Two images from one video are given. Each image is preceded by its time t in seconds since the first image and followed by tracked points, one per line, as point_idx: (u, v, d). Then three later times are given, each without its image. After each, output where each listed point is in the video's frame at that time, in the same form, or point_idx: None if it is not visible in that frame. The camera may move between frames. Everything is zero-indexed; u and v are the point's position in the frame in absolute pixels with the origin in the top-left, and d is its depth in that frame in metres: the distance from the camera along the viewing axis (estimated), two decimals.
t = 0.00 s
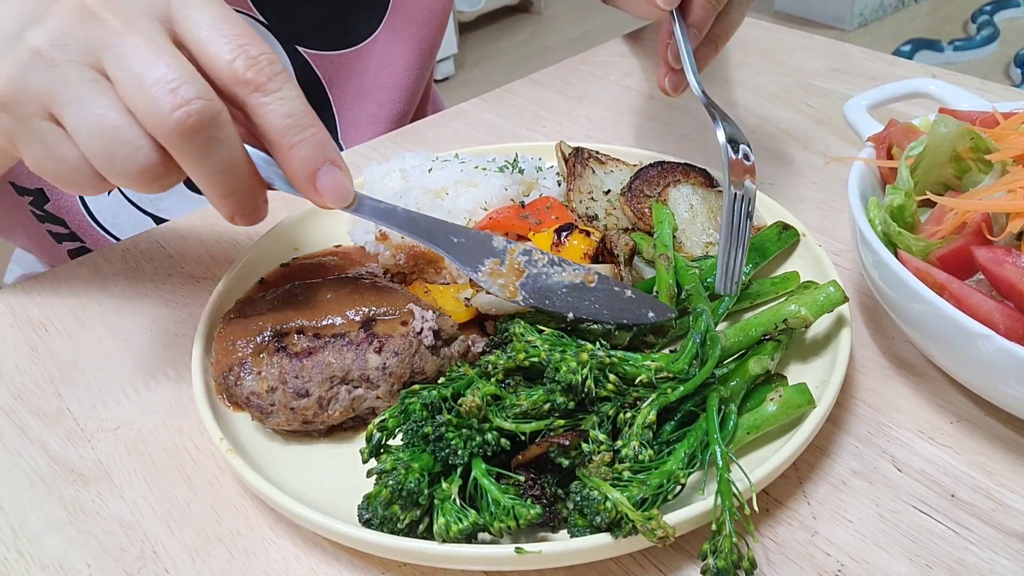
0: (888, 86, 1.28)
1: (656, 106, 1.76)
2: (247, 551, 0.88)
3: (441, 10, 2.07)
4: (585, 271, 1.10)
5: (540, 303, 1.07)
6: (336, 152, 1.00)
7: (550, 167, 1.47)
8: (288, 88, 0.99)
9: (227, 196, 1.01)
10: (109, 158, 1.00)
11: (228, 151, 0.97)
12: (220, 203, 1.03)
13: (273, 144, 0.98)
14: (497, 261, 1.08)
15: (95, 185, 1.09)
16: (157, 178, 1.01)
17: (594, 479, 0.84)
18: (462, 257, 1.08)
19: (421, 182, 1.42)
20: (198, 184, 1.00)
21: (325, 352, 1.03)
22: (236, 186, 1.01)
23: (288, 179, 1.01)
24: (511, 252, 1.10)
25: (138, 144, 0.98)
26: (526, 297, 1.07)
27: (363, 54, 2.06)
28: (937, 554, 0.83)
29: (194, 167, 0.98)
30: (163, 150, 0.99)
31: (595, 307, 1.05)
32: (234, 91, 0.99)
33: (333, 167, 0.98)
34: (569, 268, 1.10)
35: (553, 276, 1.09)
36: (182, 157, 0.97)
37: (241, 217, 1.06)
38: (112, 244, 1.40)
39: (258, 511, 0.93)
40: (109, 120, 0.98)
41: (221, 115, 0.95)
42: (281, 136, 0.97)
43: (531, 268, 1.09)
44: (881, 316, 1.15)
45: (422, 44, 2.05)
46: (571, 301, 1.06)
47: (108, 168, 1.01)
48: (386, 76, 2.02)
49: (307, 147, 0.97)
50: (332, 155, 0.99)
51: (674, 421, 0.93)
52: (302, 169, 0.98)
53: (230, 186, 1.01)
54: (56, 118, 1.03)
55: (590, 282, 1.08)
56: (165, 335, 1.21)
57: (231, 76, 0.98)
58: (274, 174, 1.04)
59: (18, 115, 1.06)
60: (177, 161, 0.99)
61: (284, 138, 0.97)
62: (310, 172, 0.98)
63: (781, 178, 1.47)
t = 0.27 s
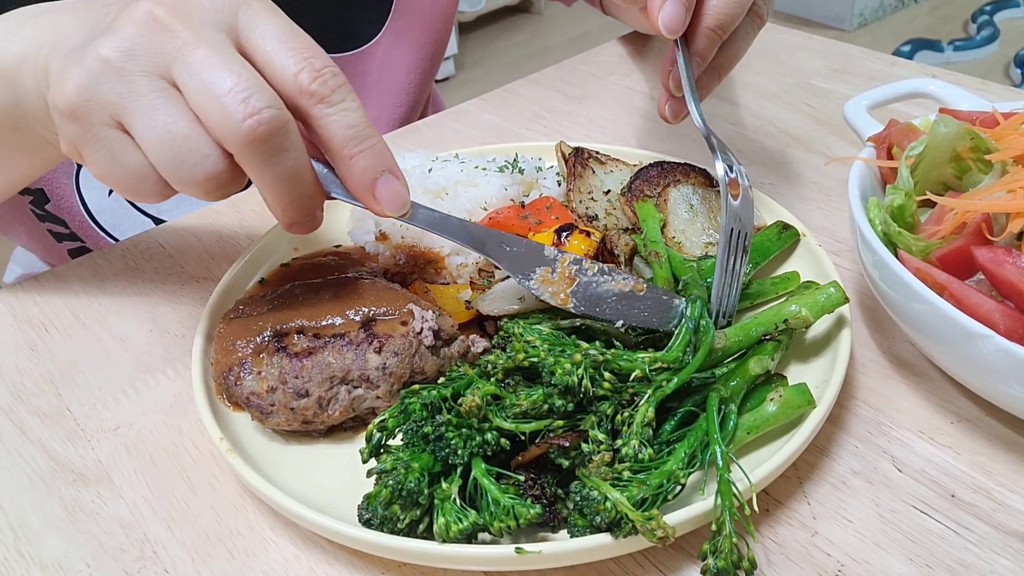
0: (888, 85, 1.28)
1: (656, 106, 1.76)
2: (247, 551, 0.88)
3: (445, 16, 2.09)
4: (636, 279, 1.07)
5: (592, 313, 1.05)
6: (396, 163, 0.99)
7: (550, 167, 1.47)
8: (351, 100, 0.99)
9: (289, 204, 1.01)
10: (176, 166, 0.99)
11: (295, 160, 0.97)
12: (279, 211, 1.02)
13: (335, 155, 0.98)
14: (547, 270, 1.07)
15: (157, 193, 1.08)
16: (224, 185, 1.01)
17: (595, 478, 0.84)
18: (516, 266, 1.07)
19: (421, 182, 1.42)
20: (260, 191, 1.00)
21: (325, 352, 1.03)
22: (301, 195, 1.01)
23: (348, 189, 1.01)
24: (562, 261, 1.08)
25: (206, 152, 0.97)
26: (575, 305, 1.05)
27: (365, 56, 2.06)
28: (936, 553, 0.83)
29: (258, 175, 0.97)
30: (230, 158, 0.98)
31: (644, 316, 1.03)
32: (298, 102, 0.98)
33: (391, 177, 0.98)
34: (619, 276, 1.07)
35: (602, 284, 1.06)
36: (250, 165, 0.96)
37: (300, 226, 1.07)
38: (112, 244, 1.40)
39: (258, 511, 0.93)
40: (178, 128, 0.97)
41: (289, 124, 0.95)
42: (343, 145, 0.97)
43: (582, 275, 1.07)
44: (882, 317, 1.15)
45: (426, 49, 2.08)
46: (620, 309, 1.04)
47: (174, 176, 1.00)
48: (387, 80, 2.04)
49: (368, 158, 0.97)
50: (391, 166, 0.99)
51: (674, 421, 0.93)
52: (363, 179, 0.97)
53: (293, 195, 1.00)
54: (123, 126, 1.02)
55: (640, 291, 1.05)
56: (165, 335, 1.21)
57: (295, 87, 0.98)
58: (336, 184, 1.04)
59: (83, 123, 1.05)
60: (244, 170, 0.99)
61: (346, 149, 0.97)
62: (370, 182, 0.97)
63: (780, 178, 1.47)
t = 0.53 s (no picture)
0: (888, 85, 1.28)
1: (656, 106, 1.76)
2: (247, 551, 0.88)
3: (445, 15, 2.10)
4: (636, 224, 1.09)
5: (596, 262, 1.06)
6: (388, 122, 1.00)
7: (550, 167, 1.47)
8: (339, 61, 1.01)
9: (283, 166, 1.02)
10: (170, 135, 0.99)
11: (285, 120, 0.98)
12: (277, 176, 1.03)
13: (326, 114, 0.99)
14: (547, 221, 1.07)
15: (157, 165, 1.08)
16: (217, 151, 1.01)
17: (595, 479, 0.83)
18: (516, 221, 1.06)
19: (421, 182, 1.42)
20: (254, 154, 1.00)
21: (325, 352, 1.03)
22: (295, 156, 1.01)
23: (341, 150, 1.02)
24: (562, 211, 1.08)
25: (198, 117, 0.98)
26: (578, 256, 1.06)
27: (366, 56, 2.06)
28: (937, 554, 0.83)
29: (250, 139, 0.98)
30: (223, 123, 0.99)
31: (645, 263, 1.07)
32: (287, 65, 1.01)
33: (385, 135, 0.98)
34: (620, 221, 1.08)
35: (603, 233, 1.07)
36: (240, 127, 0.97)
37: (298, 191, 1.07)
38: (113, 244, 1.40)
39: (258, 511, 0.93)
40: (169, 95, 0.98)
41: (278, 85, 0.96)
42: (334, 106, 0.98)
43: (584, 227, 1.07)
44: (882, 317, 1.15)
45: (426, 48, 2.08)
46: (623, 257, 1.06)
47: (169, 146, 1.01)
48: (387, 79, 2.03)
49: (360, 116, 0.98)
50: (383, 125, 0.99)
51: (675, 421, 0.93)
52: (356, 138, 0.98)
53: (287, 157, 1.00)
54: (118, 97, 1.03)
55: (640, 236, 1.08)
56: (165, 334, 1.21)
57: (284, 50, 1.00)
58: (329, 147, 1.05)
59: (78, 97, 1.06)
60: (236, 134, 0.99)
61: (337, 109, 0.98)
62: (364, 141, 0.98)
63: (781, 178, 1.47)
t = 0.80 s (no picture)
0: (888, 86, 1.28)
1: (655, 106, 1.76)
2: (247, 551, 0.88)
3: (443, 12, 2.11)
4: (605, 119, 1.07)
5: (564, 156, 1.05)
6: (341, 25, 1.03)
7: (550, 167, 1.47)
8: None
9: (239, 75, 1.05)
10: (122, 42, 1.03)
11: (232, 22, 1.00)
12: (233, 87, 1.06)
13: (281, 20, 1.04)
14: (512, 118, 1.06)
15: (112, 82, 1.12)
16: (169, 59, 1.05)
17: (595, 479, 0.83)
18: (480, 116, 1.07)
19: (421, 182, 1.41)
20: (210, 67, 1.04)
21: (325, 353, 1.03)
22: (246, 64, 1.04)
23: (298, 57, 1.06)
24: (528, 107, 1.06)
25: (147, 23, 1.02)
26: (546, 150, 1.05)
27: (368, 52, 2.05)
28: (937, 554, 0.83)
29: (201, 44, 1.02)
30: (175, 30, 1.04)
31: (616, 153, 1.04)
32: None
33: (339, 37, 1.01)
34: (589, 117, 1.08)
35: (573, 128, 1.07)
36: (189, 29, 1.01)
37: (259, 106, 1.11)
38: (113, 244, 1.41)
39: (258, 511, 0.93)
40: (122, 8, 1.03)
41: None
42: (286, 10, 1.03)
43: (550, 122, 1.07)
44: (883, 317, 1.15)
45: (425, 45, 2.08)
46: (593, 149, 1.04)
47: (122, 55, 1.05)
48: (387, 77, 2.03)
49: (311, 19, 1.03)
50: (336, 27, 1.03)
51: (676, 421, 0.93)
52: (308, 40, 1.02)
53: (240, 63, 1.03)
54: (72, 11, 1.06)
55: (610, 129, 1.06)
56: (165, 334, 1.21)
57: None
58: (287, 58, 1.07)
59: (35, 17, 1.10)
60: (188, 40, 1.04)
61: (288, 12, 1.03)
62: (318, 45, 1.01)
63: (781, 178, 1.47)
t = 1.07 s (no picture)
0: (888, 85, 1.28)
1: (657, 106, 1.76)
2: (247, 551, 0.88)
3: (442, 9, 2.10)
4: None
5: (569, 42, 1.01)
6: None
7: (551, 167, 1.47)
8: None
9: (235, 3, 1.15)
10: None
11: None
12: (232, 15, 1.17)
13: None
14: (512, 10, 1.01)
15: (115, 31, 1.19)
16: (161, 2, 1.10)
17: (595, 479, 0.83)
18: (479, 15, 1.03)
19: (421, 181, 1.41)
20: None
21: (325, 353, 1.03)
22: None
23: None
24: None
25: None
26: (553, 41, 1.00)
27: (366, 51, 2.08)
28: (937, 554, 0.83)
29: None
30: None
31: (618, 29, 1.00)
32: None
33: None
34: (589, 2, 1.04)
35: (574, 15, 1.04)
36: None
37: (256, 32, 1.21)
38: (113, 244, 1.41)
39: (258, 511, 0.93)
40: None
41: None
42: None
43: (550, 12, 1.04)
44: (883, 317, 1.15)
45: (424, 42, 2.08)
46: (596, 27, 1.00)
47: None
48: (387, 72, 2.04)
49: None
50: None
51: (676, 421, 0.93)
52: None
53: None
54: None
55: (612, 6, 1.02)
56: (165, 334, 1.21)
57: None
58: None
59: None
60: None
61: None
62: None
63: (781, 179, 1.47)
